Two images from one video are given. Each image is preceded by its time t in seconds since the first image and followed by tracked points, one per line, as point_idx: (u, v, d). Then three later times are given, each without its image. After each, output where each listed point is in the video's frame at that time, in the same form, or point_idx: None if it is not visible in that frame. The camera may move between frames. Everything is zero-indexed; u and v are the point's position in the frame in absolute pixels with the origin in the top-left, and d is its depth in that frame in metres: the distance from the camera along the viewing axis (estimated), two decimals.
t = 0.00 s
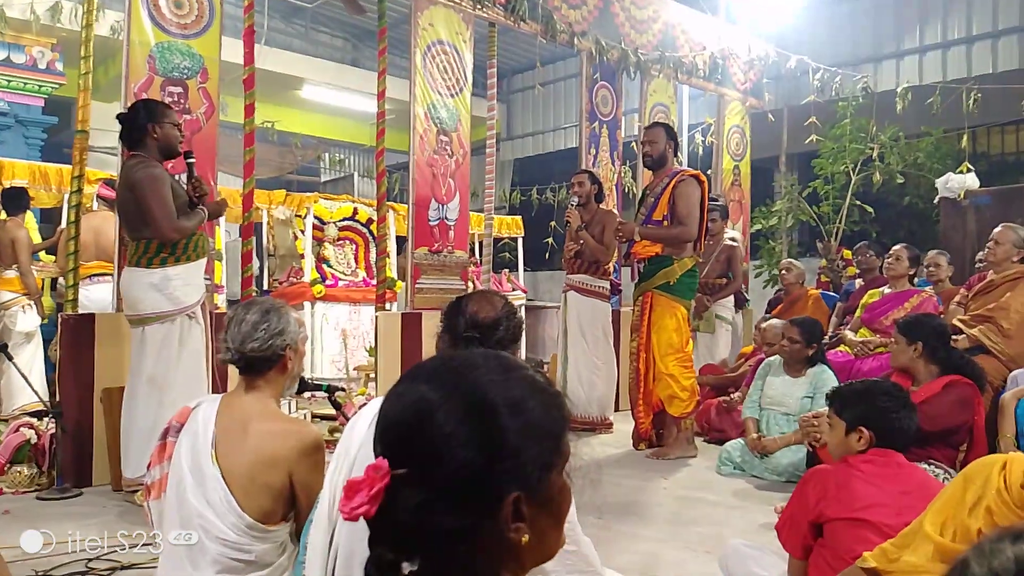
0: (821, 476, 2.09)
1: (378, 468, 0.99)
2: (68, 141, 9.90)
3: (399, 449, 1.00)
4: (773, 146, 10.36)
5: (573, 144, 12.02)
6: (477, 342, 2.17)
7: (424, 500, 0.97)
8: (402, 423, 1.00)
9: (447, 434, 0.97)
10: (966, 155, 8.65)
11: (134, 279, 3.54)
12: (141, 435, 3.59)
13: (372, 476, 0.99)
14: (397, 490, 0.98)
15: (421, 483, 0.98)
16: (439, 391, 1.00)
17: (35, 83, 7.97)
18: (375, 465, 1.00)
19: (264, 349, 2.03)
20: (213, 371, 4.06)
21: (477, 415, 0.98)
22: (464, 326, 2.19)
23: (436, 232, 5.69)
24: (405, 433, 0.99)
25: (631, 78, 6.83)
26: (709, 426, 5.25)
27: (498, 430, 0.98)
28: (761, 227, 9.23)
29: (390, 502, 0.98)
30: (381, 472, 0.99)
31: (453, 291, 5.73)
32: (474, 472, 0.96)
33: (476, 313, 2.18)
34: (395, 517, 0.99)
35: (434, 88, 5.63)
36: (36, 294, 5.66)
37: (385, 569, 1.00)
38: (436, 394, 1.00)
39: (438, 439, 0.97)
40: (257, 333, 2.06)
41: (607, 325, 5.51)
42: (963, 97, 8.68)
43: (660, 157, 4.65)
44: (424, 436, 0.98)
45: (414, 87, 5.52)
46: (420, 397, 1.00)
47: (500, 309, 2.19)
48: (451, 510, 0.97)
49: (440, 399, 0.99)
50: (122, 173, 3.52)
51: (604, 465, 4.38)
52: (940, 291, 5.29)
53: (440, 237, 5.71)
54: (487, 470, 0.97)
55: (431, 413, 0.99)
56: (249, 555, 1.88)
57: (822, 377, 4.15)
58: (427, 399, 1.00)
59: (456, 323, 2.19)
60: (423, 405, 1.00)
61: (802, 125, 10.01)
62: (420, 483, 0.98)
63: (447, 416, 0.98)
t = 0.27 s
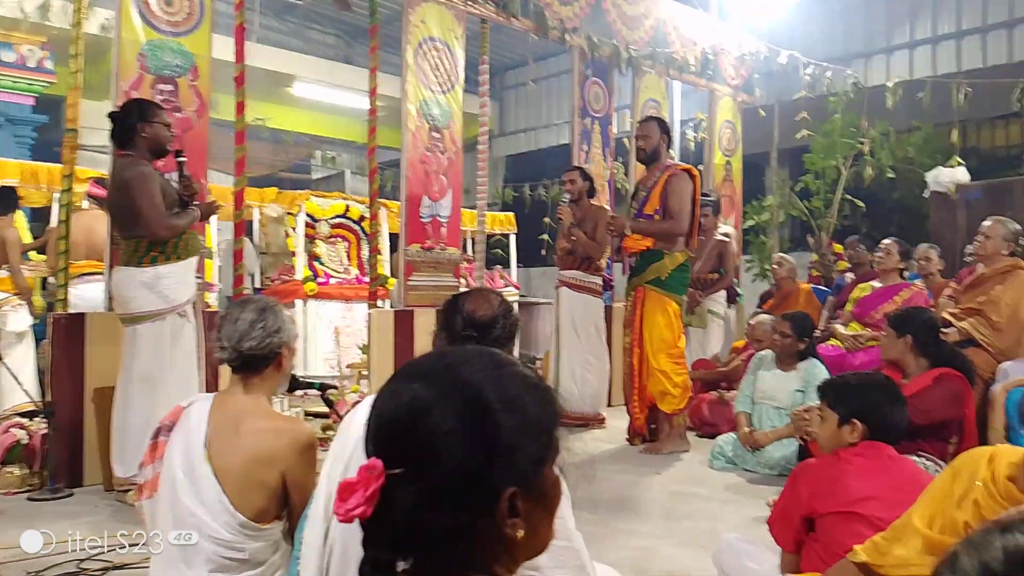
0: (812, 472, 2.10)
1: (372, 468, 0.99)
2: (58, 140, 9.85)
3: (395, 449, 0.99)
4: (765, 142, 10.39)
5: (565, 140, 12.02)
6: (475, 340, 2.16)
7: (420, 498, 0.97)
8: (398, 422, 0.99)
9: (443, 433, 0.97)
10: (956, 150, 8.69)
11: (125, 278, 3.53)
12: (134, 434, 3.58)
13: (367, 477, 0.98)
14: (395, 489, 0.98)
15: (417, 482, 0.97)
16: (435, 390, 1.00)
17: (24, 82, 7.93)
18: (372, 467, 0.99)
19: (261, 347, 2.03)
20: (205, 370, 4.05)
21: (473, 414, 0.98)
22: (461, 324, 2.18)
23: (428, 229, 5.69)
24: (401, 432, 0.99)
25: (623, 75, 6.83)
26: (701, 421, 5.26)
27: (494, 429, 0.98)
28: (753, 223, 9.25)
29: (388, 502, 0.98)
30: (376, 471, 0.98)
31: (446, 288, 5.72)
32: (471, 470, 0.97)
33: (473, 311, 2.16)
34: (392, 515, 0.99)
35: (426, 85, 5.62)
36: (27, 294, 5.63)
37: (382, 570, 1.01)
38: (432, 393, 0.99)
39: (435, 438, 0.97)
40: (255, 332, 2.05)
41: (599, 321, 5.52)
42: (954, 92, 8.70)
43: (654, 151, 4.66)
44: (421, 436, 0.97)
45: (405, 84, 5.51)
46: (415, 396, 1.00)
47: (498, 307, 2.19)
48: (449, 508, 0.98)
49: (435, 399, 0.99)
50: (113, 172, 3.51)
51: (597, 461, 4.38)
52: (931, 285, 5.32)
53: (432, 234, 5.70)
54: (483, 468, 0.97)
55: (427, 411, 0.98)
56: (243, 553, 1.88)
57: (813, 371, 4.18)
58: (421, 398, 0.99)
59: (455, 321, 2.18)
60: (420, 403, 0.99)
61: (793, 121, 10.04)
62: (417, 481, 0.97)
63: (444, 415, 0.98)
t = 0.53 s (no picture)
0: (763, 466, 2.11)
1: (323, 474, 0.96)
2: None
3: (350, 451, 0.97)
4: (719, 138, 10.51)
5: (522, 136, 12.02)
6: (434, 339, 2.14)
7: (374, 499, 0.95)
8: (352, 422, 0.97)
9: (398, 433, 0.95)
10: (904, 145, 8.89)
11: (69, 279, 3.42)
12: (81, 439, 3.47)
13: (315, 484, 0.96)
14: (350, 492, 0.95)
15: (371, 484, 0.95)
16: (391, 390, 0.97)
17: None
18: (322, 471, 0.96)
19: (220, 349, 1.99)
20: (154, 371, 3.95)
21: (430, 413, 0.97)
22: (420, 323, 2.15)
23: (385, 226, 5.63)
24: (354, 432, 0.96)
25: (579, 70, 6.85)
26: (659, 414, 5.31)
27: (451, 427, 0.97)
28: (708, 217, 9.35)
29: (344, 505, 0.95)
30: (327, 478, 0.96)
31: (404, 285, 5.67)
32: (426, 469, 0.95)
33: (432, 308, 2.14)
34: (345, 519, 0.97)
35: (380, 80, 5.57)
36: None
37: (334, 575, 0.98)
38: (387, 393, 0.97)
39: (390, 439, 0.95)
40: (214, 334, 2.01)
41: (557, 316, 5.52)
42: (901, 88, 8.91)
43: (609, 146, 4.70)
44: (376, 436, 0.95)
45: (360, 79, 5.45)
46: (370, 396, 0.97)
47: (457, 305, 2.17)
48: (407, 507, 0.96)
49: (391, 398, 0.97)
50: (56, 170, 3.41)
51: (557, 457, 4.39)
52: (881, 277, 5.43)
53: (389, 231, 5.65)
54: (440, 467, 0.96)
55: (383, 410, 0.96)
56: (196, 558, 1.83)
57: (766, 363, 4.24)
58: (375, 397, 0.97)
59: (413, 319, 2.15)
60: (375, 403, 0.97)
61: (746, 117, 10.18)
62: (371, 484, 0.95)
63: (399, 415, 0.96)
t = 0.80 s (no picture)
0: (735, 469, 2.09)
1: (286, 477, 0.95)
2: None
3: (312, 456, 0.96)
4: (683, 138, 10.63)
5: (489, 135, 12.03)
6: (397, 340, 2.13)
7: (339, 502, 0.95)
8: (313, 426, 0.96)
9: (361, 436, 0.95)
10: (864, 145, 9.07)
11: (24, 280, 3.35)
12: (38, 444, 3.40)
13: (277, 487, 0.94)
14: (313, 497, 0.95)
15: (336, 489, 0.95)
16: (351, 393, 0.97)
17: None
18: (283, 478, 0.95)
19: (182, 351, 1.95)
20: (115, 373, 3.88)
21: (392, 416, 0.97)
22: (382, 323, 2.14)
23: (350, 225, 5.59)
24: (317, 438, 0.96)
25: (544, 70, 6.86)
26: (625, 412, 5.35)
27: (414, 430, 0.98)
28: (673, 217, 9.43)
29: (306, 510, 0.95)
30: (290, 482, 0.95)
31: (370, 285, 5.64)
32: (390, 472, 0.96)
33: (395, 308, 2.13)
34: (308, 524, 0.96)
35: (345, 78, 5.53)
36: None
37: None
38: (348, 396, 0.97)
39: (353, 442, 0.95)
40: (176, 336, 1.97)
41: (525, 316, 5.53)
42: (861, 89, 9.07)
43: (574, 144, 4.72)
44: (340, 440, 0.95)
45: (324, 77, 5.41)
46: (330, 400, 0.97)
47: (420, 304, 2.16)
48: (371, 511, 0.96)
49: (352, 403, 0.96)
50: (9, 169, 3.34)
51: (525, 456, 4.40)
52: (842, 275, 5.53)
53: (355, 231, 5.61)
54: (403, 470, 0.97)
55: (346, 414, 0.96)
56: (158, 563, 1.80)
57: (731, 360, 4.29)
58: (336, 401, 0.97)
59: (375, 319, 2.14)
60: (336, 407, 0.96)
61: (709, 117, 10.30)
62: (335, 488, 0.95)
63: (361, 418, 0.96)
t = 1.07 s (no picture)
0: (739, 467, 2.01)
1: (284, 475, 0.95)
2: None
3: (306, 455, 0.96)
4: (682, 136, 10.63)
5: (487, 132, 12.02)
6: (391, 337, 2.13)
7: (335, 501, 0.95)
8: (308, 426, 0.96)
9: (355, 436, 0.95)
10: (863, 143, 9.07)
11: (21, 276, 3.34)
12: (36, 441, 3.40)
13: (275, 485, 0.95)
14: (310, 496, 0.95)
15: (331, 488, 0.95)
16: (345, 392, 0.97)
17: None
18: (280, 475, 0.95)
19: (177, 347, 1.95)
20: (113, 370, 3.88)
21: (388, 415, 0.97)
22: (375, 321, 2.14)
23: (348, 222, 5.59)
24: (313, 438, 0.96)
25: (542, 67, 6.85)
26: (623, 409, 5.35)
27: (409, 429, 0.98)
28: (672, 215, 9.43)
29: (302, 509, 0.95)
30: (289, 480, 0.95)
31: (368, 282, 5.63)
32: (385, 471, 0.96)
33: (388, 305, 2.13)
34: (305, 522, 0.97)
35: (343, 75, 5.52)
36: None
37: None
38: (343, 396, 0.96)
39: (347, 442, 0.95)
40: (173, 332, 1.97)
41: (524, 313, 5.53)
42: (859, 86, 9.07)
43: (572, 140, 4.71)
44: (335, 440, 0.95)
45: (322, 74, 5.40)
46: (325, 401, 0.97)
47: (414, 301, 2.16)
48: (368, 510, 0.96)
49: (347, 404, 0.96)
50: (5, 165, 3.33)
51: (523, 453, 4.40)
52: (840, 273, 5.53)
53: (353, 228, 5.62)
54: (400, 469, 0.97)
55: (340, 416, 0.96)
56: (154, 559, 1.80)
57: (728, 358, 4.29)
58: (331, 401, 0.96)
59: (368, 317, 2.14)
60: (330, 407, 0.96)
61: (708, 115, 10.30)
62: (331, 488, 0.95)
63: (355, 418, 0.96)
